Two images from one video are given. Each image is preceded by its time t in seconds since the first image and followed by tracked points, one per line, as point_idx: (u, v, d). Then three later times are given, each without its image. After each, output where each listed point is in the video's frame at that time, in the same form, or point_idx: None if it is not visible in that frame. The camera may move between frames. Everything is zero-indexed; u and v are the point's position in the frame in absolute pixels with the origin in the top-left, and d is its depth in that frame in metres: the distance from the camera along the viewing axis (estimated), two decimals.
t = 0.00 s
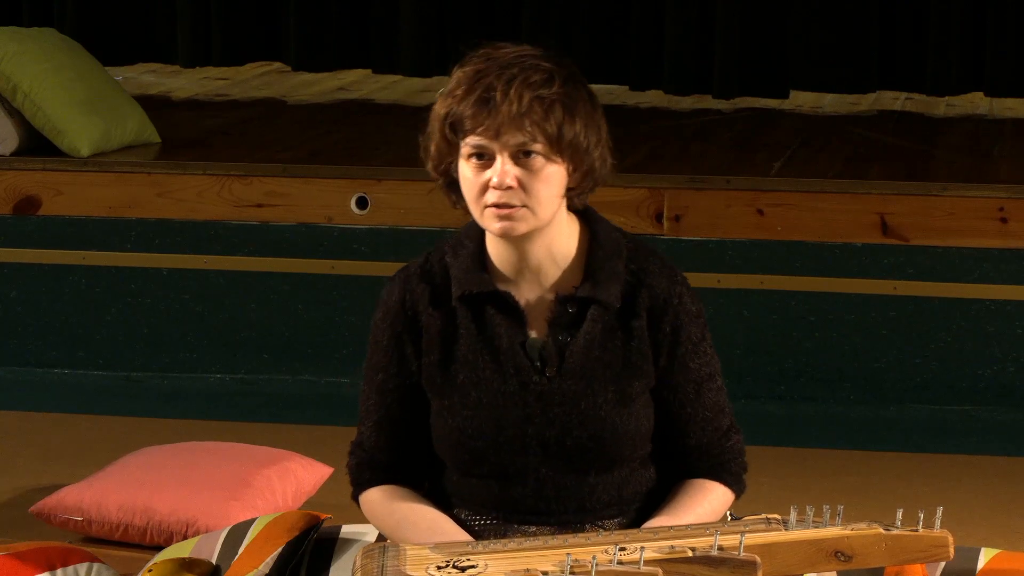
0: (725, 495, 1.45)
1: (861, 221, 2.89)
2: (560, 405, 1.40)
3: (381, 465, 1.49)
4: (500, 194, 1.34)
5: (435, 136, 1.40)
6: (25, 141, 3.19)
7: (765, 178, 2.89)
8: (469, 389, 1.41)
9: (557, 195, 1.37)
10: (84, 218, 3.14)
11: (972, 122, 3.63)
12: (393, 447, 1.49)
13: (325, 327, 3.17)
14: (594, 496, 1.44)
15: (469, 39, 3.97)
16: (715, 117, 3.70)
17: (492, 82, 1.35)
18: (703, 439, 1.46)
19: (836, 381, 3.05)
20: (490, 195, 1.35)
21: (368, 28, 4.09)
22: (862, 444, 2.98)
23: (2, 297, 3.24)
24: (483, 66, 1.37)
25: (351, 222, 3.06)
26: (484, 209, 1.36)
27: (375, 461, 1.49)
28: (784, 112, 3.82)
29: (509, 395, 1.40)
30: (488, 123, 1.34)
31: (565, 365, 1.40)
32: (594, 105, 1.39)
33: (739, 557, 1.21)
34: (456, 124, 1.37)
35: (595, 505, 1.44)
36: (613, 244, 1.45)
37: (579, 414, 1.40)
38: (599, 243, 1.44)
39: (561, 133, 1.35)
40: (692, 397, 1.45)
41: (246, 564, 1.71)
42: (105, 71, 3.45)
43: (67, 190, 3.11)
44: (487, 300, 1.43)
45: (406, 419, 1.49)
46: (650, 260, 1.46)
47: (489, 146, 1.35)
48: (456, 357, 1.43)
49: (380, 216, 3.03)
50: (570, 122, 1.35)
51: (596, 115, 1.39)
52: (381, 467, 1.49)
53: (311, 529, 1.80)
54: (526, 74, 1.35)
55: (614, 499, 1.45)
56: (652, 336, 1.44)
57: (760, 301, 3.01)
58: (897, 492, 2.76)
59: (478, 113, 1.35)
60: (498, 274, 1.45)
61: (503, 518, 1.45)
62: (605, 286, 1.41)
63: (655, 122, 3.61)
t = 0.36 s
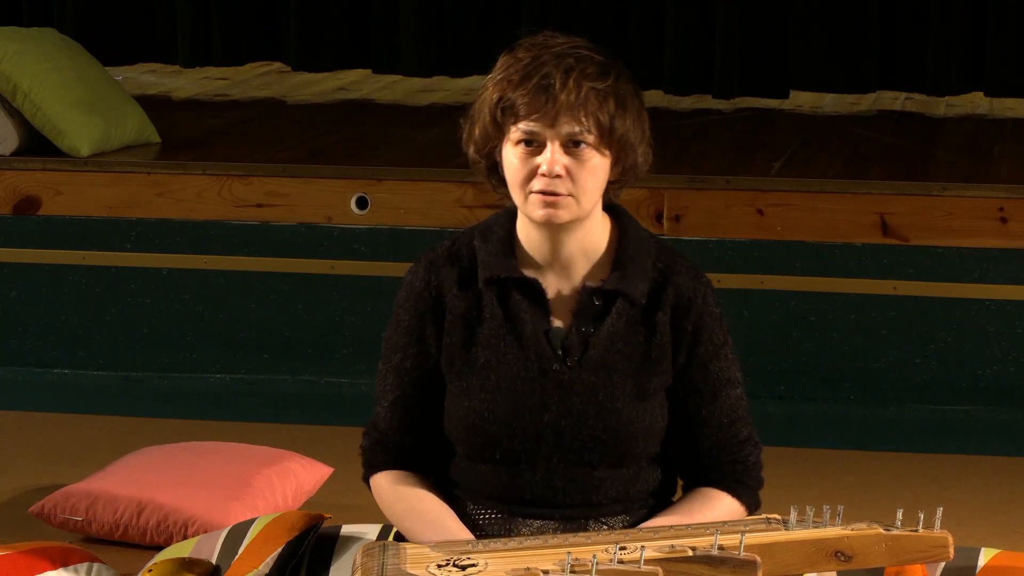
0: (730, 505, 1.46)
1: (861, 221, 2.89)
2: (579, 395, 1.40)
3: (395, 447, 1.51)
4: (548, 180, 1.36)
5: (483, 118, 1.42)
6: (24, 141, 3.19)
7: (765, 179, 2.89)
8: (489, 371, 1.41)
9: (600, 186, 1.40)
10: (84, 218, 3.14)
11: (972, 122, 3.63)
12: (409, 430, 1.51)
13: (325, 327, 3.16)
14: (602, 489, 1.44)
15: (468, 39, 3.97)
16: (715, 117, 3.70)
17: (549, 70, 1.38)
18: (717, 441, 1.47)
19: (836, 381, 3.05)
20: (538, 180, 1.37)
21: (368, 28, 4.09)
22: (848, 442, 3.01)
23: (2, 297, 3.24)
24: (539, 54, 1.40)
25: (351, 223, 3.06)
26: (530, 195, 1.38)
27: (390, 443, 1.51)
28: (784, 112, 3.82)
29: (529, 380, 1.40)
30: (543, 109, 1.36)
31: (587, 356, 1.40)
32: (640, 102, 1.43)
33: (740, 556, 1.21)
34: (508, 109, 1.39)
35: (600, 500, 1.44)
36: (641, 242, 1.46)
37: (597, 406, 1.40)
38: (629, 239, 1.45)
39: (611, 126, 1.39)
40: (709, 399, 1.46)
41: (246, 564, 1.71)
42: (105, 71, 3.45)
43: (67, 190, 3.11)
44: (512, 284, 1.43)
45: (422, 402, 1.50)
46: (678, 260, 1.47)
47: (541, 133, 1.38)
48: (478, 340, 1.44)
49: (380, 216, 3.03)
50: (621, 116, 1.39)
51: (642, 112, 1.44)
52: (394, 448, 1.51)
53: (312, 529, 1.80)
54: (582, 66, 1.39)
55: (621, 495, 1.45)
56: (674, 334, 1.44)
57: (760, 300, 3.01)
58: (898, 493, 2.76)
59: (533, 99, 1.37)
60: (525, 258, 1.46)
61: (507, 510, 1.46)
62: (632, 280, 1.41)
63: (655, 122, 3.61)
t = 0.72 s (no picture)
0: (740, 508, 1.45)
1: (861, 221, 2.89)
2: (589, 393, 1.40)
3: (400, 442, 1.50)
4: (567, 180, 1.36)
5: (504, 117, 1.42)
6: (24, 142, 3.18)
7: (765, 179, 2.89)
8: (499, 367, 1.41)
9: (618, 186, 1.40)
10: (84, 218, 3.14)
11: (972, 122, 3.63)
12: (414, 425, 1.50)
13: (325, 327, 3.17)
14: (608, 489, 1.44)
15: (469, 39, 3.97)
16: (715, 117, 3.70)
17: (572, 69, 1.38)
18: (727, 442, 1.47)
19: (836, 381, 3.05)
20: (557, 179, 1.37)
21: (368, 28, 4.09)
22: (846, 442, 2.97)
23: (3, 296, 3.24)
24: (561, 54, 1.40)
25: (351, 223, 3.06)
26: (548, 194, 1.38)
27: (395, 437, 1.50)
28: (784, 112, 3.82)
29: (540, 377, 1.40)
30: (567, 108, 1.36)
31: (598, 354, 1.41)
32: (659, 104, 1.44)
33: (740, 556, 1.21)
34: (530, 107, 1.39)
35: (605, 500, 1.44)
36: (653, 243, 1.47)
37: (606, 405, 1.40)
38: (641, 240, 1.46)
39: (632, 127, 1.39)
40: (720, 399, 1.46)
41: (246, 564, 1.71)
42: (105, 71, 3.45)
43: (67, 190, 3.11)
44: (525, 280, 1.44)
45: (430, 398, 1.49)
46: (689, 261, 1.47)
47: (562, 132, 1.38)
48: (489, 336, 1.43)
49: (380, 216, 3.03)
50: (642, 118, 1.40)
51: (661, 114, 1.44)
52: (399, 443, 1.50)
53: (312, 529, 1.80)
54: (605, 66, 1.39)
55: (626, 495, 1.45)
56: (685, 334, 1.45)
57: (760, 300, 3.01)
58: (897, 492, 2.77)
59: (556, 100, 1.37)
60: (537, 256, 1.47)
61: (513, 509, 1.46)
62: (644, 280, 1.42)
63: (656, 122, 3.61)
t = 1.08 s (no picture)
0: (742, 509, 1.46)
1: (861, 221, 2.89)
2: (588, 398, 1.40)
3: (400, 442, 1.50)
4: (579, 165, 1.37)
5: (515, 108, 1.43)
6: (24, 142, 3.18)
7: (765, 179, 2.89)
8: (498, 371, 1.41)
9: (626, 179, 1.40)
10: (84, 219, 3.14)
11: (972, 122, 3.63)
12: (414, 425, 1.50)
13: (326, 327, 3.17)
14: (605, 493, 1.44)
15: (469, 39, 3.97)
16: (715, 117, 3.70)
17: (587, 59, 1.41)
18: (727, 447, 1.47)
19: (836, 381, 3.05)
20: (569, 164, 1.37)
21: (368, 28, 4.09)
22: (846, 443, 2.98)
23: (3, 296, 3.24)
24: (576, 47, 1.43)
25: (351, 222, 3.06)
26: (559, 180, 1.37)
27: (395, 437, 1.50)
28: (784, 112, 3.82)
29: (539, 381, 1.40)
30: (581, 93, 1.38)
31: (599, 359, 1.40)
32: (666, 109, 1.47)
33: (740, 556, 1.21)
34: (542, 95, 1.41)
35: (603, 503, 1.45)
36: (655, 247, 1.46)
37: (606, 410, 1.40)
38: (643, 245, 1.46)
39: (643, 120, 1.41)
40: (719, 404, 1.47)
41: (246, 564, 1.71)
42: (105, 71, 3.45)
43: (67, 190, 3.11)
44: (526, 283, 1.43)
45: (430, 399, 1.49)
46: (690, 265, 1.47)
47: (575, 119, 1.39)
48: (488, 339, 1.43)
49: (380, 216, 3.04)
50: (651, 114, 1.42)
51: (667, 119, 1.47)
52: (398, 443, 1.50)
53: (312, 529, 1.80)
54: (617, 59, 1.42)
55: (623, 499, 1.45)
56: (685, 340, 1.45)
57: (760, 300, 3.01)
58: (898, 492, 2.77)
59: (571, 85, 1.39)
60: (539, 258, 1.47)
61: (512, 512, 1.46)
62: (645, 284, 1.42)
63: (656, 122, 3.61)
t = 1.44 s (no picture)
0: (742, 513, 1.47)
1: (861, 221, 2.89)
2: (598, 401, 1.40)
3: (404, 432, 1.50)
4: (610, 140, 1.39)
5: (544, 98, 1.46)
6: (24, 142, 3.18)
7: (765, 178, 2.89)
8: (508, 370, 1.41)
9: (651, 166, 1.42)
10: (83, 218, 3.14)
11: (972, 122, 3.63)
12: (418, 416, 1.50)
13: (326, 327, 3.17)
14: (608, 496, 1.44)
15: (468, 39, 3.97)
16: (715, 117, 3.70)
17: (617, 50, 1.47)
18: (733, 454, 1.48)
19: (836, 381, 3.05)
20: (599, 141, 1.39)
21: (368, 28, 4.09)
22: (849, 443, 3.04)
23: (2, 297, 3.24)
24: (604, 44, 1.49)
25: (351, 223, 3.06)
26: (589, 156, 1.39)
27: (399, 426, 1.50)
28: (784, 112, 3.82)
29: (550, 382, 1.39)
30: (612, 77, 1.43)
31: (610, 361, 1.40)
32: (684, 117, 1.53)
33: (740, 556, 1.21)
34: (572, 81, 1.45)
35: (605, 506, 1.45)
36: (669, 250, 1.47)
37: (615, 414, 1.40)
38: (656, 249, 1.46)
39: (669, 112, 1.46)
40: (727, 411, 1.47)
41: (246, 564, 1.71)
42: (105, 71, 3.45)
43: (67, 190, 3.11)
44: (540, 280, 1.43)
45: (437, 392, 1.49)
46: (704, 271, 1.47)
47: (604, 101, 1.43)
48: (499, 336, 1.43)
49: (380, 216, 3.04)
50: (676, 108, 1.47)
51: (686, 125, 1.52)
52: (401, 432, 1.50)
53: (312, 529, 1.80)
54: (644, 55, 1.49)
55: (625, 503, 1.45)
56: (696, 344, 1.45)
57: (760, 300, 3.01)
58: (897, 492, 2.78)
59: (602, 69, 1.44)
60: (555, 256, 1.46)
61: (512, 513, 1.46)
62: (659, 288, 1.41)
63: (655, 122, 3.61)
